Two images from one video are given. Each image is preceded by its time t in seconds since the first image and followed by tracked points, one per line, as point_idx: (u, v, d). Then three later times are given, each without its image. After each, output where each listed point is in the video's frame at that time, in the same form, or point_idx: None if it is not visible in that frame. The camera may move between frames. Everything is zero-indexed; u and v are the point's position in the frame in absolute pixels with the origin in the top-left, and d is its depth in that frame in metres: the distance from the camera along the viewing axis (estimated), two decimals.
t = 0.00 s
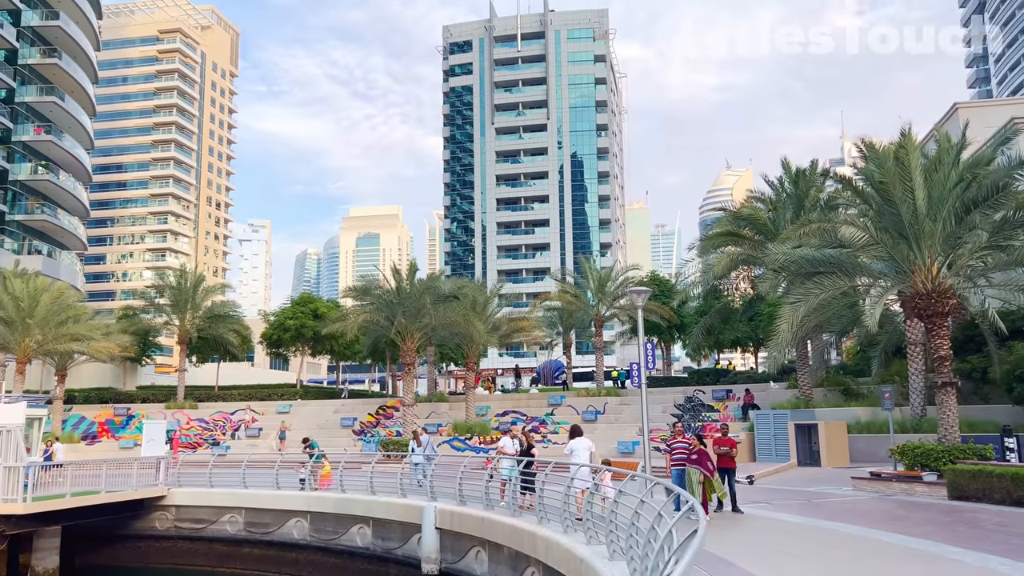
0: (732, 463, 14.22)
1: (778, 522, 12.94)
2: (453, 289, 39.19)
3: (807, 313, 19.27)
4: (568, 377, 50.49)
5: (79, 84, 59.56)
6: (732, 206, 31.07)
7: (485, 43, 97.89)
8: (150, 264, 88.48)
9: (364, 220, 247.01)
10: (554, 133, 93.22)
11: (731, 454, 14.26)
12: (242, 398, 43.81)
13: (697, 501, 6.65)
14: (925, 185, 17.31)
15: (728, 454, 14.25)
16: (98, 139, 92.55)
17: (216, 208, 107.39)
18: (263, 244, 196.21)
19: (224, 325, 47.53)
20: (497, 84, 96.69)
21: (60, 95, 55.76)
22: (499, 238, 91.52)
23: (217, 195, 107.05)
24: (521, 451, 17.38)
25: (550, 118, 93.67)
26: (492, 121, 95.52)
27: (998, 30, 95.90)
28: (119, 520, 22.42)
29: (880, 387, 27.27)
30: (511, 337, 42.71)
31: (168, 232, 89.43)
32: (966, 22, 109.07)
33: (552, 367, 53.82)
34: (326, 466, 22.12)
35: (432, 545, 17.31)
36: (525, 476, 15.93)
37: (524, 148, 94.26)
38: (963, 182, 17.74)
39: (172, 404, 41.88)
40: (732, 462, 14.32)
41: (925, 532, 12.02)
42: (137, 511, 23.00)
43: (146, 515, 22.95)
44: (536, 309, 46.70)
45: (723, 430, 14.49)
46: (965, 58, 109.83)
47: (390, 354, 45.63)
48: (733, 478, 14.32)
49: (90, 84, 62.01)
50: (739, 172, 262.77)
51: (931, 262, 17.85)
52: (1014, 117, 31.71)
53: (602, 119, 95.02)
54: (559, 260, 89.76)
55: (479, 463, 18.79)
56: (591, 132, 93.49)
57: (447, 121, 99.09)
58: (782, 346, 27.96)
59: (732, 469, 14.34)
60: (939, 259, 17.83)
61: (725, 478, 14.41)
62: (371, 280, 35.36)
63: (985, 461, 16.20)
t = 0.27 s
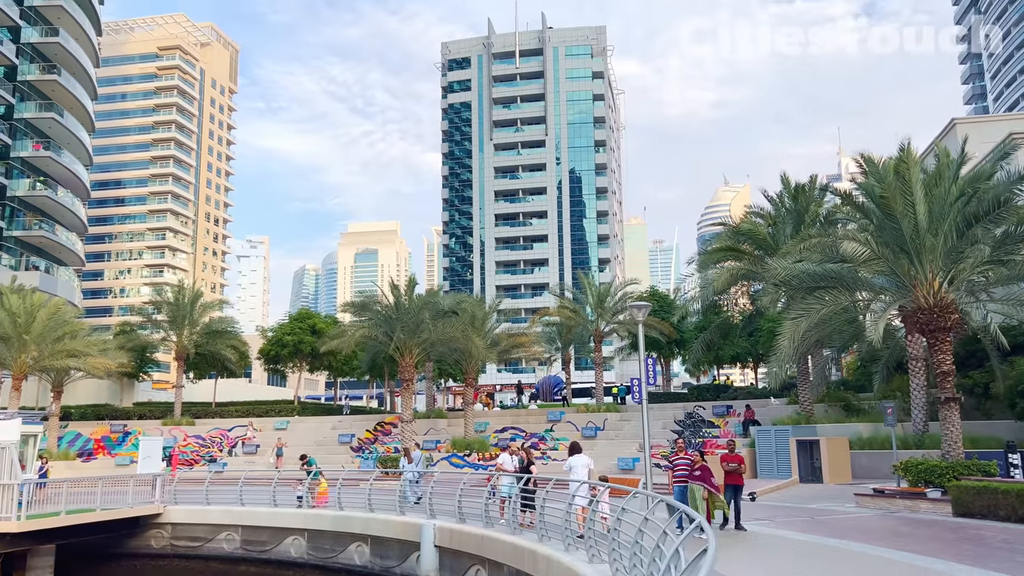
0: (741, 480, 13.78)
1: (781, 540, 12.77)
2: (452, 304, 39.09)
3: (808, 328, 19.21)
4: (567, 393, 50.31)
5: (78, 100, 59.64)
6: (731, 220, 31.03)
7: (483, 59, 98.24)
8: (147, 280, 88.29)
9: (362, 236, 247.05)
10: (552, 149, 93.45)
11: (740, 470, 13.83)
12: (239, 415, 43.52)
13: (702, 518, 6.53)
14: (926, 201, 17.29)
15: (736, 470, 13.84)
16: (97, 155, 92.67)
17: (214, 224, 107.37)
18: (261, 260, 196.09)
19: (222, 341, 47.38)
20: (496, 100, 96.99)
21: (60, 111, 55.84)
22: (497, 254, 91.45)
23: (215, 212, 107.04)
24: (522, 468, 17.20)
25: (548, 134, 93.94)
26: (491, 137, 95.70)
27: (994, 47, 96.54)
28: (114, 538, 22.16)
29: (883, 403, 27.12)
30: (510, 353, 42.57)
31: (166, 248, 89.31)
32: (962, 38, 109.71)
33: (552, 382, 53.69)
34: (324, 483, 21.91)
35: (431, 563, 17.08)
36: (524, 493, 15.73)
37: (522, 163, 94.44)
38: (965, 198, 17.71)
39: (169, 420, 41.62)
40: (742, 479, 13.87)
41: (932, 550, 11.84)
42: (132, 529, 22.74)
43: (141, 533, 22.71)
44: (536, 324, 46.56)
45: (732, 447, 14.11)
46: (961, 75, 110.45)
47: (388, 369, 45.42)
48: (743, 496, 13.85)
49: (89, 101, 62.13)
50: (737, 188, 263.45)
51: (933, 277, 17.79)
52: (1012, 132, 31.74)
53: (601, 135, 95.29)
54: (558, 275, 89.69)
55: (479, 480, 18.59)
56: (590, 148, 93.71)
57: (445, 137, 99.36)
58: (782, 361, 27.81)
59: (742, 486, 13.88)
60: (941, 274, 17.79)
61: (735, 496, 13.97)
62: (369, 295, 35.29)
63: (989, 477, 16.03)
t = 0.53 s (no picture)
0: (745, 493, 13.28)
1: (784, 552, 12.64)
2: (451, 315, 39.01)
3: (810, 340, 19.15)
4: (566, 404, 50.15)
5: (77, 112, 59.63)
6: (730, 231, 30.97)
7: (482, 71, 98.48)
8: (145, 292, 88.13)
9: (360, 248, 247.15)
10: (550, 160, 93.60)
11: (745, 482, 13.34)
12: (237, 427, 43.32)
13: (707, 532, 6.43)
14: (926, 212, 17.26)
15: (741, 483, 13.36)
16: (95, 167, 92.65)
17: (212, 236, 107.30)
18: (260, 271, 196.03)
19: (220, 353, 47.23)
20: (494, 112, 97.18)
21: (59, 123, 55.82)
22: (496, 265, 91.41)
23: (213, 223, 107.00)
24: (521, 481, 17.04)
25: (547, 145, 94.13)
26: (489, 149, 95.79)
27: (990, 59, 97.06)
28: (110, 552, 21.98)
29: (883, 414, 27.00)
30: (509, 364, 42.46)
31: (164, 259, 89.22)
32: (958, 50, 110.26)
33: (551, 394, 53.58)
34: (321, 495, 21.72)
35: None
36: (524, 506, 15.60)
37: (520, 175, 94.57)
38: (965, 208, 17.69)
39: (166, 432, 41.43)
40: (747, 492, 13.36)
41: (936, 563, 11.72)
42: (128, 542, 22.56)
43: (138, 546, 22.54)
44: (534, 335, 46.45)
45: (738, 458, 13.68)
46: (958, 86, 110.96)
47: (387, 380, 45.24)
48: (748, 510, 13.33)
49: (87, 112, 62.14)
50: (735, 200, 264.26)
51: (934, 288, 17.75)
52: (1011, 144, 31.83)
53: (599, 146, 95.46)
54: (556, 286, 89.65)
55: (479, 492, 18.42)
56: (588, 160, 93.85)
57: (443, 149, 99.51)
58: (782, 373, 27.70)
59: (747, 500, 13.35)
60: (942, 285, 17.75)
61: (740, 509, 13.46)
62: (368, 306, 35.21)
63: (992, 489, 15.92)
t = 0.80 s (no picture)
0: (750, 499, 13.14)
1: (786, 558, 12.56)
2: (450, 321, 38.93)
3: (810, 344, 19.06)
4: (565, 410, 50.03)
5: (76, 117, 59.52)
6: (729, 236, 30.89)
7: (481, 77, 98.61)
8: (143, 298, 87.96)
9: (358, 253, 247.06)
10: (549, 166, 93.63)
11: (748, 489, 13.21)
12: (235, 433, 43.17)
13: (713, 538, 6.36)
14: (927, 216, 17.24)
15: (745, 490, 13.21)
16: (93, 173, 92.57)
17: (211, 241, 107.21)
18: (258, 277, 195.82)
19: (218, 358, 47.06)
20: (493, 117, 97.21)
21: (57, 128, 55.72)
22: (495, 270, 91.29)
23: (212, 229, 106.90)
24: (522, 486, 16.95)
25: (545, 151, 94.18)
26: (488, 154, 95.82)
27: (988, 64, 97.25)
28: (107, 558, 21.83)
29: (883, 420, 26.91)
30: (508, 369, 42.35)
31: (162, 265, 89.09)
32: (955, 55, 110.56)
33: (550, 399, 53.45)
34: (320, 502, 21.61)
35: None
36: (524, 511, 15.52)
37: (519, 180, 94.57)
38: (965, 213, 17.66)
39: (164, 438, 41.28)
40: (751, 499, 13.22)
41: (939, 568, 11.65)
42: (126, 549, 22.41)
43: (136, 552, 22.44)
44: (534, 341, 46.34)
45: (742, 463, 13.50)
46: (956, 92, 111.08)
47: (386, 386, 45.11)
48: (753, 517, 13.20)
49: (86, 118, 62.04)
50: (733, 206, 264.59)
51: (936, 292, 17.70)
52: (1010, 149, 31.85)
53: (597, 152, 95.45)
54: (555, 291, 89.58)
55: (479, 498, 18.31)
56: (587, 165, 93.85)
57: (442, 154, 99.49)
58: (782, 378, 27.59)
59: (752, 507, 13.22)
60: (942, 289, 17.71)
61: (744, 516, 13.34)
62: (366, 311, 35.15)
63: (995, 495, 15.84)
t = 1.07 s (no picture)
0: (753, 497, 13.12)
1: (791, 556, 12.51)
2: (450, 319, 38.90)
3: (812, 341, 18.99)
4: (565, 409, 49.97)
5: (74, 115, 59.34)
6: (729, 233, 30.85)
7: (480, 76, 98.64)
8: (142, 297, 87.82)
9: (357, 251, 246.87)
10: (548, 164, 93.51)
11: (752, 486, 13.17)
12: (235, 431, 43.13)
13: (719, 534, 6.26)
14: (928, 213, 17.20)
15: (749, 487, 13.18)
16: (92, 171, 92.44)
17: (210, 240, 107.11)
18: (258, 276, 195.73)
19: (217, 357, 46.98)
20: (493, 115, 97.12)
21: (55, 126, 55.57)
22: (494, 269, 91.18)
23: (211, 228, 106.80)
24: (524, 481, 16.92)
25: (545, 149, 94.09)
26: (487, 153, 95.73)
27: (988, 62, 97.13)
28: (107, 557, 21.77)
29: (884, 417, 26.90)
30: (508, 367, 42.32)
31: (162, 264, 88.99)
32: (955, 53, 110.46)
33: (550, 397, 53.45)
34: (318, 500, 21.54)
35: None
36: (525, 509, 15.46)
37: (518, 179, 94.45)
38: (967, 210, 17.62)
39: (164, 437, 41.21)
40: (755, 496, 13.19)
41: (943, 566, 11.59)
42: (125, 548, 22.36)
43: (135, 551, 22.37)
44: (535, 338, 46.26)
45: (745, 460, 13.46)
46: (956, 90, 110.92)
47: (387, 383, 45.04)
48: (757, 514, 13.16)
49: (84, 116, 61.89)
50: (733, 204, 264.61)
51: (937, 289, 17.64)
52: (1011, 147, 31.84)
53: (597, 150, 95.34)
54: (554, 289, 89.53)
55: (479, 496, 18.24)
56: (586, 164, 93.73)
57: (441, 153, 99.38)
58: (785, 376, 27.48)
59: (756, 504, 13.20)
60: (945, 286, 17.65)
61: (749, 513, 13.31)
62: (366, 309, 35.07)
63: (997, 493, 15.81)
